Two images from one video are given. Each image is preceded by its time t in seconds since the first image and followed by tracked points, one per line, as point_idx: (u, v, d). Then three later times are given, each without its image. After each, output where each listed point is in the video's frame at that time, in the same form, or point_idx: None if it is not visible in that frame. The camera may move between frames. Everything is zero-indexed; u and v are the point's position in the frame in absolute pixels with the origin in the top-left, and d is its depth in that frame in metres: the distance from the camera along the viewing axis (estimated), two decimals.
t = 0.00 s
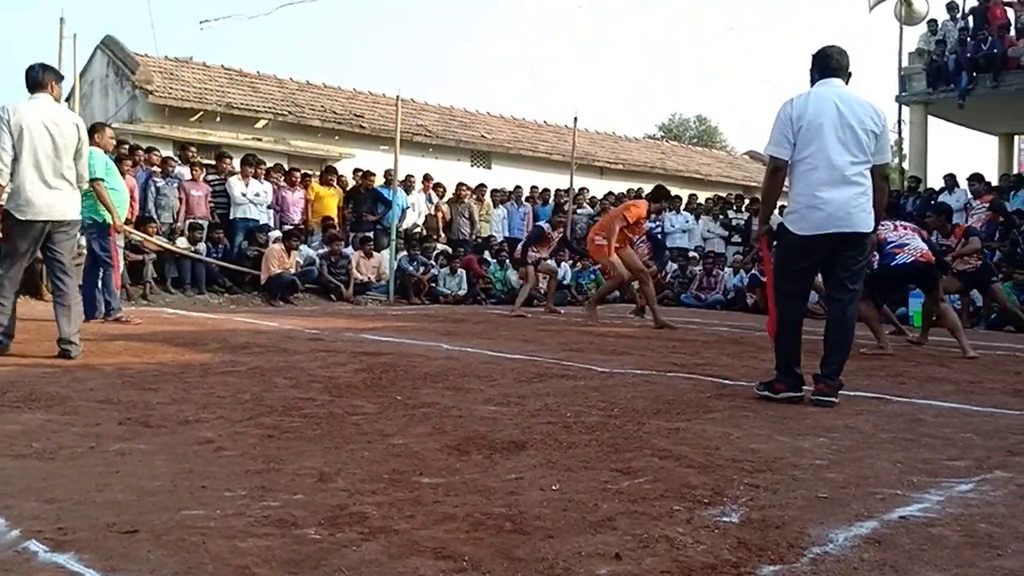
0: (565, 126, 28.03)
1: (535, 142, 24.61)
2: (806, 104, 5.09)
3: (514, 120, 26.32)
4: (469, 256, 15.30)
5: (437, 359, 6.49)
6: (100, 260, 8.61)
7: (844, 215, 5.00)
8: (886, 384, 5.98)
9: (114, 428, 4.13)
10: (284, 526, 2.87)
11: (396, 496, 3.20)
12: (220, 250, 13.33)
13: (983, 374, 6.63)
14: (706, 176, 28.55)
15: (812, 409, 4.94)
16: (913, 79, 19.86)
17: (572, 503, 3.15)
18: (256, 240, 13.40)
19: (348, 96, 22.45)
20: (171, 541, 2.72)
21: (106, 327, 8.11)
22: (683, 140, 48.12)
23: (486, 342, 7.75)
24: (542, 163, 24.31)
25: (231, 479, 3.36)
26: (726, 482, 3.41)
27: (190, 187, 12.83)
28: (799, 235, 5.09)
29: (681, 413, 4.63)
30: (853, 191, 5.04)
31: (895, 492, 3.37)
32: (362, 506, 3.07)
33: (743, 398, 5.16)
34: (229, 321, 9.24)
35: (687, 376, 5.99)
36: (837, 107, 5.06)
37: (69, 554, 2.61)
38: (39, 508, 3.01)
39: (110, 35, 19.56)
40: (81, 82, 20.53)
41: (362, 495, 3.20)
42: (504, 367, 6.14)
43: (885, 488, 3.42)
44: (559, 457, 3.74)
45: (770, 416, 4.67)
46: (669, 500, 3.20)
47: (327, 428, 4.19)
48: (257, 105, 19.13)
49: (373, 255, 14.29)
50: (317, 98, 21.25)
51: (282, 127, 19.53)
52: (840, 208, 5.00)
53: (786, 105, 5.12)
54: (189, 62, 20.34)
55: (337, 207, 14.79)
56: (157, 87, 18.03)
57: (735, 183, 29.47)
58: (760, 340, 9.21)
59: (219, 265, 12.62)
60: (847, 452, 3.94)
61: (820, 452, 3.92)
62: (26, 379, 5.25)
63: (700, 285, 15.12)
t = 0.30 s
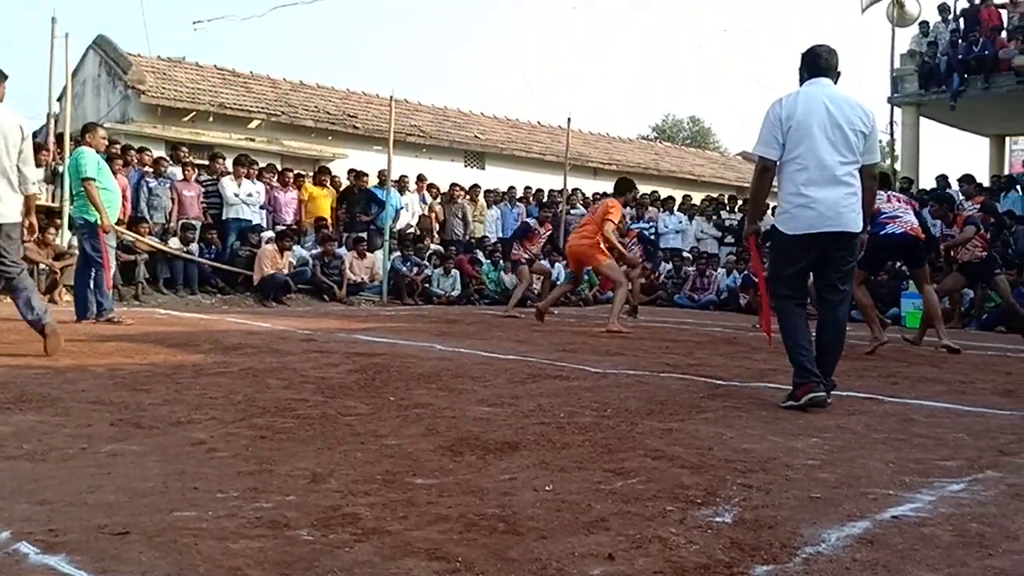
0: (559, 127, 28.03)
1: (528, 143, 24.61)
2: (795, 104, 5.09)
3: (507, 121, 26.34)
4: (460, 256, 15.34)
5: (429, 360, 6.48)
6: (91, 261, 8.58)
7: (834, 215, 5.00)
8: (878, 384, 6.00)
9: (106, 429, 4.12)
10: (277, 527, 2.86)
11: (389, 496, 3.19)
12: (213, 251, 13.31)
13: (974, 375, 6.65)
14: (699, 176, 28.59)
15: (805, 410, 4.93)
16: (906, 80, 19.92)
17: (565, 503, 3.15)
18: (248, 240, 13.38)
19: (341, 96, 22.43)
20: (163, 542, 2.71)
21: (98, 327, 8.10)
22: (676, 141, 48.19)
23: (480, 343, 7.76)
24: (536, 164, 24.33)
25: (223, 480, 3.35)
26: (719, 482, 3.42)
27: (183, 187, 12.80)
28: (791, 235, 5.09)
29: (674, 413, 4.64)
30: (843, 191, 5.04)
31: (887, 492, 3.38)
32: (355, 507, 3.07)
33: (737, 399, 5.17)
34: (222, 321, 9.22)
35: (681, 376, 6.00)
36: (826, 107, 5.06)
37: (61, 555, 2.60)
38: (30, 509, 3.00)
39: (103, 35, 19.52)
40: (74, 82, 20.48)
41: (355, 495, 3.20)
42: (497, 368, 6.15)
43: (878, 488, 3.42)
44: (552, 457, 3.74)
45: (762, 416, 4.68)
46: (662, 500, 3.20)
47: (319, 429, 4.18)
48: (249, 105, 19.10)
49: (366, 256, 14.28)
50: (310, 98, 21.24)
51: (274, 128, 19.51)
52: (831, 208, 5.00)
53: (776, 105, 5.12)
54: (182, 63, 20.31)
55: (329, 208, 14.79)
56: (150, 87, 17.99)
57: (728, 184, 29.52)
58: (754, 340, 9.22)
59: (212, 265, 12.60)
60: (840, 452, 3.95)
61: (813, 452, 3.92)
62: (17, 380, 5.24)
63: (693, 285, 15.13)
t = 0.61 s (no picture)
0: (555, 127, 28.02)
1: (524, 142, 24.60)
2: (790, 100, 5.08)
3: (503, 120, 26.33)
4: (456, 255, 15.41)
5: (425, 359, 6.47)
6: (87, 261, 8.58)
7: (829, 211, 5.01)
8: (874, 383, 6.00)
9: (101, 428, 4.11)
10: (272, 527, 2.86)
11: (385, 496, 3.19)
12: (208, 250, 13.26)
13: (970, 373, 6.66)
14: (695, 176, 28.59)
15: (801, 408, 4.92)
16: (901, 79, 19.92)
17: (560, 503, 3.15)
18: (244, 240, 13.39)
19: (337, 95, 22.41)
20: (157, 542, 2.70)
21: (92, 326, 8.08)
22: (672, 140, 48.19)
23: (475, 342, 7.75)
24: (531, 163, 24.32)
25: (219, 479, 3.34)
26: (714, 481, 3.42)
27: (178, 186, 12.79)
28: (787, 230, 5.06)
29: (669, 413, 4.64)
30: (837, 188, 5.05)
31: (882, 490, 3.38)
32: (350, 506, 3.06)
33: (733, 398, 5.17)
34: (217, 321, 9.21)
35: (677, 375, 6.00)
36: (820, 103, 5.07)
37: (55, 555, 2.60)
38: (24, 509, 2.99)
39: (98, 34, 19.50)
40: (68, 82, 20.46)
41: (351, 495, 3.19)
42: (493, 367, 6.14)
43: (873, 487, 3.43)
44: (548, 456, 3.74)
45: (758, 415, 4.68)
46: (658, 499, 3.20)
47: (315, 428, 4.18)
48: (245, 104, 19.08)
49: (362, 255, 14.26)
50: (305, 97, 21.23)
51: (270, 127, 19.51)
52: (826, 205, 5.01)
53: (769, 100, 5.10)
54: (177, 62, 20.27)
55: (326, 207, 14.79)
56: (146, 86, 17.96)
57: (724, 183, 29.53)
58: (749, 339, 9.21)
59: (207, 265, 12.58)
60: (835, 451, 3.95)
61: (808, 451, 3.93)
62: (12, 380, 5.23)
63: (688, 284, 15.23)
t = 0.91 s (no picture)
0: (550, 121, 28.01)
1: (520, 137, 24.58)
2: (785, 92, 5.06)
3: (498, 115, 26.31)
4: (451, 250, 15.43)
5: (421, 355, 6.46)
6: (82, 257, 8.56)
7: (825, 205, 5.01)
8: (869, 378, 6.01)
9: (96, 424, 4.10)
10: (267, 522, 2.85)
11: (380, 491, 3.18)
12: (203, 246, 13.24)
13: (965, 369, 6.67)
14: (691, 171, 28.59)
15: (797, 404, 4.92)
16: (897, 73, 19.92)
17: (556, 498, 3.15)
18: (239, 236, 13.34)
19: (332, 90, 22.37)
20: (152, 538, 2.70)
21: (86, 322, 8.06)
22: (668, 135, 48.19)
23: (470, 338, 7.75)
24: (527, 157, 24.30)
25: (213, 475, 3.34)
26: (710, 477, 3.42)
27: (174, 181, 12.76)
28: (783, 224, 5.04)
29: (665, 408, 4.64)
30: (831, 182, 5.06)
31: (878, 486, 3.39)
32: (345, 502, 3.06)
33: (728, 394, 5.17)
34: (213, 316, 9.19)
35: (672, 371, 6.00)
36: (815, 96, 5.06)
37: (49, 550, 2.59)
38: (19, 504, 2.98)
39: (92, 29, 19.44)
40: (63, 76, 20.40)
41: (346, 491, 3.19)
42: (489, 363, 6.14)
43: (869, 482, 3.43)
44: (543, 452, 3.74)
45: (753, 411, 4.68)
46: (654, 494, 3.20)
47: (310, 423, 4.17)
48: (240, 99, 19.03)
49: (357, 251, 14.30)
50: (301, 92, 21.20)
51: (266, 122, 19.45)
52: (821, 199, 5.01)
53: (764, 91, 5.08)
54: (172, 56, 20.21)
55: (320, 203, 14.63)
56: (141, 80, 17.91)
57: (721, 178, 29.54)
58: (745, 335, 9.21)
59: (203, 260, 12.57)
60: (831, 446, 3.96)
61: (804, 446, 3.92)
62: (6, 375, 5.21)
63: (684, 280, 15.27)
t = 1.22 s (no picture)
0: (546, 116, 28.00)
1: (515, 132, 24.56)
2: (778, 86, 5.06)
3: (494, 110, 26.29)
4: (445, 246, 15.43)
5: (416, 351, 6.46)
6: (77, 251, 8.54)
7: (819, 199, 5.02)
8: (864, 374, 6.02)
9: (91, 419, 4.10)
10: (263, 517, 2.86)
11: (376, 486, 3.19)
12: (198, 241, 13.24)
13: (961, 364, 6.68)
14: (686, 166, 28.60)
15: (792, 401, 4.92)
16: (893, 68, 19.93)
17: (551, 493, 3.15)
18: (234, 231, 13.38)
19: (327, 85, 22.34)
20: (148, 532, 2.70)
21: (80, 317, 8.05)
22: (663, 130, 48.21)
23: (465, 333, 7.75)
24: (523, 152, 24.28)
25: (209, 470, 3.34)
26: (705, 472, 3.43)
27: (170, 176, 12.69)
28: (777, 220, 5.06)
29: (660, 404, 4.64)
30: (825, 176, 5.07)
31: (873, 481, 3.40)
32: (341, 496, 3.06)
33: (723, 389, 5.18)
34: (207, 312, 9.18)
35: (667, 367, 6.00)
36: (808, 90, 5.06)
37: (45, 545, 2.59)
38: (15, 499, 2.99)
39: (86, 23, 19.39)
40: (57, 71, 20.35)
41: (342, 485, 3.19)
42: (483, 358, 6.14)
43: (863, 477, 3.44)
44: (539, 447, 3.74)
45: (749, 406, 4.69)
46: (649, 489, 3.21)
47: (306, 419, 4.18)
48: (234, 94, 19.00)
49: (352, 246, 14.29)
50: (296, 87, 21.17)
51: (260, 117, 19.43)
52: (815, 193, 5.02)
53: (757, 85, 5.08)
54: (166, 51, 20.16)
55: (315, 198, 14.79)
56: (135, 75, 17.88)
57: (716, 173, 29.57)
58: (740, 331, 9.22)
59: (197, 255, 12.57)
60: (826, 441, 3.97)
61: (799, 441, 3.93)
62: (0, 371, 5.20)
63: (679, 275, 15.27)
